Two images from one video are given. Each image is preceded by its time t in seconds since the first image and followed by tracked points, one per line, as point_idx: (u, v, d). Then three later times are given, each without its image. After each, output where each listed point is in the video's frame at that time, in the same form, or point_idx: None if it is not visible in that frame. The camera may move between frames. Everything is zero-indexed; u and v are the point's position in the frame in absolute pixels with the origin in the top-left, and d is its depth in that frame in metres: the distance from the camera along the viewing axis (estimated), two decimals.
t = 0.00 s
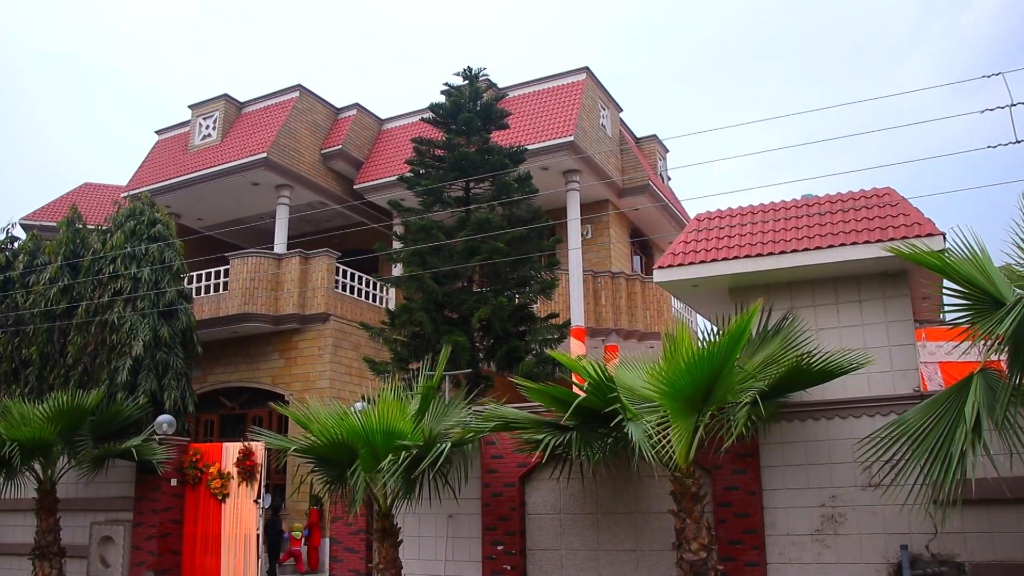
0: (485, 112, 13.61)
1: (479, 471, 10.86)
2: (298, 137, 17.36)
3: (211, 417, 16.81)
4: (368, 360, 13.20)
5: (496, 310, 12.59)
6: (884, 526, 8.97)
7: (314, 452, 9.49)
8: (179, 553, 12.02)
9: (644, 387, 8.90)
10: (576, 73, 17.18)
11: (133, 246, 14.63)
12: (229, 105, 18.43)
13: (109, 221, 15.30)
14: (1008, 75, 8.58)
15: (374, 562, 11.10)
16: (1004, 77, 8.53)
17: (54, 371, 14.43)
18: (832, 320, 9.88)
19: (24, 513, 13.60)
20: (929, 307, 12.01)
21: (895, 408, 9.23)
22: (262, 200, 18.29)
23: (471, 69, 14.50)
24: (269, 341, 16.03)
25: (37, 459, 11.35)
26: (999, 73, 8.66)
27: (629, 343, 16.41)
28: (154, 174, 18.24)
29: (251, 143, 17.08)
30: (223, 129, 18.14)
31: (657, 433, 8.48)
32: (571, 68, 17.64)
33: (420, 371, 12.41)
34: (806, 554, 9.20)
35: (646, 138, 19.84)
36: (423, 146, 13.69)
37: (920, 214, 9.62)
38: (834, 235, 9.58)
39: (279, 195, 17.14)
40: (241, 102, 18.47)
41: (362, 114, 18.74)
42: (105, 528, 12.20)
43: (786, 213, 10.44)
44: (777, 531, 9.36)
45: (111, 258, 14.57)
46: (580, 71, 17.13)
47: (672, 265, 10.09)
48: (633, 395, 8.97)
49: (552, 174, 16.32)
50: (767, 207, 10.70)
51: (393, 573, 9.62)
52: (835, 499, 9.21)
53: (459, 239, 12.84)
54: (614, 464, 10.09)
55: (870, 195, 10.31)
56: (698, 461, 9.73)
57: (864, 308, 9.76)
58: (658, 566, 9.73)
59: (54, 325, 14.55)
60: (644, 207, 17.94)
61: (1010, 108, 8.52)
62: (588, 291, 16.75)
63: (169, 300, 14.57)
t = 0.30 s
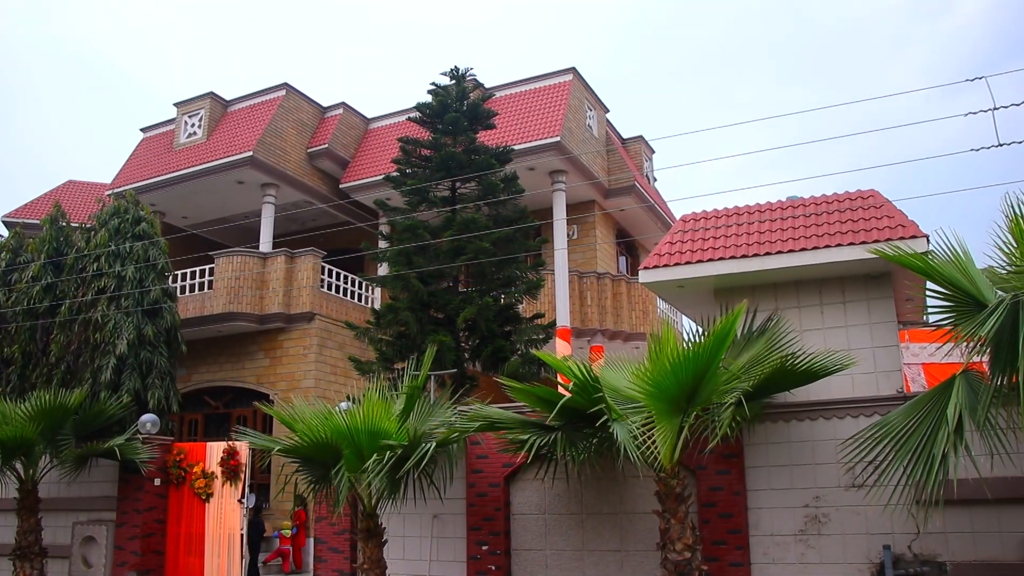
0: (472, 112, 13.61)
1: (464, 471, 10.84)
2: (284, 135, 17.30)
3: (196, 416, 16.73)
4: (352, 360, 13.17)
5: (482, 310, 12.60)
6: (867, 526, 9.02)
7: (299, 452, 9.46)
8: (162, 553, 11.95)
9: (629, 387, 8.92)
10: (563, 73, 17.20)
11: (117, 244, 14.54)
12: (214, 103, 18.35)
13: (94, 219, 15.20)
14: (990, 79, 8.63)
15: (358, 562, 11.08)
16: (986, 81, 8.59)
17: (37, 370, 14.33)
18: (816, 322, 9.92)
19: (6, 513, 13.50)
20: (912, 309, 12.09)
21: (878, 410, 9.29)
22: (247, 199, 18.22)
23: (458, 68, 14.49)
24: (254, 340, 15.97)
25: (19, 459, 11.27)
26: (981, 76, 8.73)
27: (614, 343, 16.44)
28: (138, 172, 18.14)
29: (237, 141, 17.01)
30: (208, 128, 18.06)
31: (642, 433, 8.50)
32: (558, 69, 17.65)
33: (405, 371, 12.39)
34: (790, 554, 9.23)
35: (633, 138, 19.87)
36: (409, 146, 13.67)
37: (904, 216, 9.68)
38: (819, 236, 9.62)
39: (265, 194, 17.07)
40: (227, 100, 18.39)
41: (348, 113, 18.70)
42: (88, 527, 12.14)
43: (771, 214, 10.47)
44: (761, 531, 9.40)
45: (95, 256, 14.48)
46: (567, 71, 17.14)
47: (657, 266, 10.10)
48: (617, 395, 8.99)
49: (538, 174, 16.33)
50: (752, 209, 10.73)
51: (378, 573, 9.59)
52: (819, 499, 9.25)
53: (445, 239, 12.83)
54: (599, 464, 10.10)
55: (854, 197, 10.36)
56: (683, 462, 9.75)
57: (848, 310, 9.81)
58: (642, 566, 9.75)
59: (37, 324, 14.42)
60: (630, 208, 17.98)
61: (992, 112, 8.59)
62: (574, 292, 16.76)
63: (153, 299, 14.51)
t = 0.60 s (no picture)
0: (459, 112, 13.60)
1: (450, 471, 10.82)
2: (271, 134, 17.25)
3: (181, 416, 16.66)
4: (338, 360, 13.13)
5: (468, 310, 12.59)
6: (851, 527, 9.06)
7: (284, 452, 9.42)
8: (146, 553, 11.89)
9: (615, 389, 8.93)
10: (550, 74, 17.21)
11: (102, 242, 14.44)
12: (201, 101, 18.27)
13: (79, 217, 15.10)
14: (974, 83, 8.69)
15: (344, 563, 11.05)
16: (970, 85, 8.64)
17: (20, 369, 14.21)
18: (802, 323, 9.96)
19: None
20: (896, 311, 12.15)
21: (862, 411, 9.34)
22: (234, 197, 18.15)
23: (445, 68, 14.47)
24: (240, 340, 15.92)
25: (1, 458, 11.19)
26: (965, 80, 8.78)
27: (600, 344, 16.46)
28: (125, 170, 18.04)
29: (224, 139, 16.94)
30: (195, 126, 17.98)
31: (628, 434, 8.52)
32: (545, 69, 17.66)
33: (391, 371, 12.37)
34: (775, 554, 9.26)
35: (620, 139, 19.90)
36: (397, 145, 13.64)
37: (889, 218, 9.72)
38: (804, 238, 9.66)
39: (252, 193, 17.01)
40: (213, 98, 18.32)
41: (336, 112, 18.66)
42: (71, 527, 12.05)
43: (757, 216, 10.50)
44: (746, 532, 9.42)
45: (80, 254, 14.39)
46: (555, 72, 17.16)
47: (643, 267, 10.12)
48: (604, 396, 9.01)
49: (525, 175, 16.33)
50: (739, 210, 10.76)
51: (363, 573, 9.56)
52: (804, 500, 9.28)
53: (431, 239, 12.83)
54: (585, 465, 10.10)
55: (840, 199, 10.40)
56: (669, 462, 9.76)
57: (834, 312, 9.85)
58: (628, 567, 9.76)
59: (20, 322, 14.32)
60: (617, 209, 18.01)
61: (976, 116, 8.64)
62: (561, 293, 16.75)
63: (139, 298, 14.43)
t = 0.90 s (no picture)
0: (447, 112, 13.59)
1: (436, 471, 10.81)
2: (258, 133, 17.20)
3: (166, 415, 16.59)
4: (325, 360, 13.09)
5: (455, 310, 12.59)
6: (836, 527, 9.09)
7: (271, 452, 9.40)
8: (131, 553, 11.83)
9: (602, 389, 8.95)
10: (538, 75, 17.22)
11: (88, 241, 14.36)
12: (188, 100, 18.20)
13: (64, 215, 15.01)
14: (959, 86, 8.74)
15: (329, 563, 11.03)
16: (956, 89, 8.68)
17: (4, 368, 14.15)
18: (788, 325, 9.99)
19: None
20: (882, 312, 12.21)
21: (848, 412, 9.39)
22: (221, 196, 18.08)
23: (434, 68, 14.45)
24: (226, 339, 15.86)
25: None
26: (950, 83, 8.82)
27: (587, 345, 16.48)
28: (111, 169, 17.96)
29: (211, 138, 16.88)
30: (182, 124, 17.91)
31: (614, 434, 8.53)
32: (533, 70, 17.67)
33: (378, 372, 12.35)
34: (760, 555, 9.29)
35: (607, 140, 19.92)
36: (384, 145, 13.62)
37: (875, 220, 9.77)
38: (791, 239, 9.69)
39: (239, 192, 16.95)
40: (200, 97, 18.25)
41: (323, 111, 18.61)
42: (55, 528, 11.98)
43: (744, 218, 10.53)
44: (732, 533, 9.45)
45: (65, 253, 14.29)
46: (543, 73, 17.16)
47: (630, 268, 10.14)
48: (591, 397, 9.02)
49: (513, 175, 16.33)
50: (726, 212, 10.79)
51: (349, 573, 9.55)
52: (789, 501, 9.31)
53: (419, 239, 12.82)
54: (571, 465, 10.11)
55: (827, 201, 10.44)
56: (655, 463, 9.78)
57: (820, 313, 9.89)
58: (614, 567, 9.78)
59: (5, 320, 14.24)
60: (604, 210, 18.03)
61: (961, 119, 8.69)
62: (548, 293, 16.75)
63: (125, 297, 14.33)
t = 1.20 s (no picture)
0: (435, 112, 13.58)
1: (423, 472, 10.79)
2: (246, 132, 17.14)
3: (152, 415, 16.52)
4: (312, 360, 13.05)
5: (442, 311, 12.57)
6: (822, 528, 9.12)
7: (257, 452, 9.36)
8: (116, 554, 11.75)
9: (589, 390, 8.96)
10: (527, 75, 17.22)
11: (73, 239, 14.28)
12: (175, 98, 18.13)
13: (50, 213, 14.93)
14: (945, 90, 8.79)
15: (316, 563, 11.00)
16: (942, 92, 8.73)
17: None
18: (775, 326, 10.02)
19: None
20: (868, 315, 12.28)
21: (834, 413, 9.43)
22: (209, 195, 18.01)
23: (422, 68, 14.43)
24: (213, 338, 15.80)
25: None
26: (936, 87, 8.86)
27: (574, 345, 16.50)
28: (97, 167, 17.87)
29: (199, 137, 16.81)
30: (169, 123, 17.83)
31: (601, 435, 8.53)
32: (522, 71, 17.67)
33: (365, 372, 12.33)
34: (746, 556, 9.32)
35: (595, 141, 19.94)
36: (372, 145, 13.60)
37: (861, 223, 9.81)
38: (778, 241, 9.72)
39: (226, 191, 16.90)
40: (188, 95, 18.18)
41: (311, 111, 18.57)
42: (39, 528, 11.92)
43: (731, 219, 10.56)
44: (718, 534, 9.47)
45: (51, 251, 14.21)
46: (531, 73, 17.17)
47: (617, 269, 10.15)
48: (578, 397, 9.02)
49: (501, 175, 16.32)
50: (713, 213, 10.82)
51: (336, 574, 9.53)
52: (776, 502, 9.34)
53: (406, 239, 12.80)
54: (558, 466, 10.11)
55: (814, 203, 10.48)
56: (641, 464, 9.79)
57: (806, 314, 9.92)
58: (600, 568, 9.78)
59: None
60: (592, 211, 18.05)
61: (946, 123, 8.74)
62: (536, 294, 16.75)
63: (111, 296, 14.24)
